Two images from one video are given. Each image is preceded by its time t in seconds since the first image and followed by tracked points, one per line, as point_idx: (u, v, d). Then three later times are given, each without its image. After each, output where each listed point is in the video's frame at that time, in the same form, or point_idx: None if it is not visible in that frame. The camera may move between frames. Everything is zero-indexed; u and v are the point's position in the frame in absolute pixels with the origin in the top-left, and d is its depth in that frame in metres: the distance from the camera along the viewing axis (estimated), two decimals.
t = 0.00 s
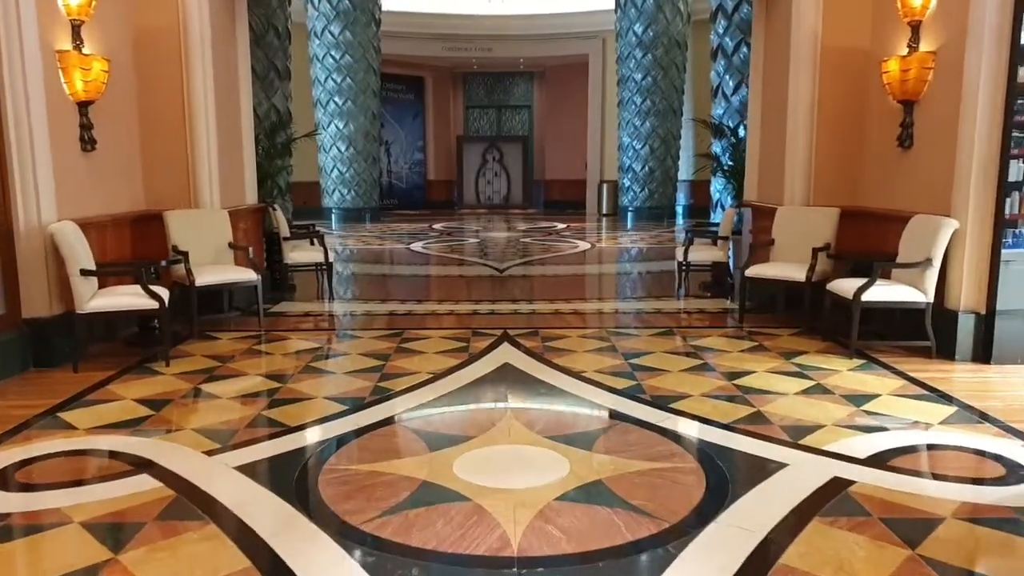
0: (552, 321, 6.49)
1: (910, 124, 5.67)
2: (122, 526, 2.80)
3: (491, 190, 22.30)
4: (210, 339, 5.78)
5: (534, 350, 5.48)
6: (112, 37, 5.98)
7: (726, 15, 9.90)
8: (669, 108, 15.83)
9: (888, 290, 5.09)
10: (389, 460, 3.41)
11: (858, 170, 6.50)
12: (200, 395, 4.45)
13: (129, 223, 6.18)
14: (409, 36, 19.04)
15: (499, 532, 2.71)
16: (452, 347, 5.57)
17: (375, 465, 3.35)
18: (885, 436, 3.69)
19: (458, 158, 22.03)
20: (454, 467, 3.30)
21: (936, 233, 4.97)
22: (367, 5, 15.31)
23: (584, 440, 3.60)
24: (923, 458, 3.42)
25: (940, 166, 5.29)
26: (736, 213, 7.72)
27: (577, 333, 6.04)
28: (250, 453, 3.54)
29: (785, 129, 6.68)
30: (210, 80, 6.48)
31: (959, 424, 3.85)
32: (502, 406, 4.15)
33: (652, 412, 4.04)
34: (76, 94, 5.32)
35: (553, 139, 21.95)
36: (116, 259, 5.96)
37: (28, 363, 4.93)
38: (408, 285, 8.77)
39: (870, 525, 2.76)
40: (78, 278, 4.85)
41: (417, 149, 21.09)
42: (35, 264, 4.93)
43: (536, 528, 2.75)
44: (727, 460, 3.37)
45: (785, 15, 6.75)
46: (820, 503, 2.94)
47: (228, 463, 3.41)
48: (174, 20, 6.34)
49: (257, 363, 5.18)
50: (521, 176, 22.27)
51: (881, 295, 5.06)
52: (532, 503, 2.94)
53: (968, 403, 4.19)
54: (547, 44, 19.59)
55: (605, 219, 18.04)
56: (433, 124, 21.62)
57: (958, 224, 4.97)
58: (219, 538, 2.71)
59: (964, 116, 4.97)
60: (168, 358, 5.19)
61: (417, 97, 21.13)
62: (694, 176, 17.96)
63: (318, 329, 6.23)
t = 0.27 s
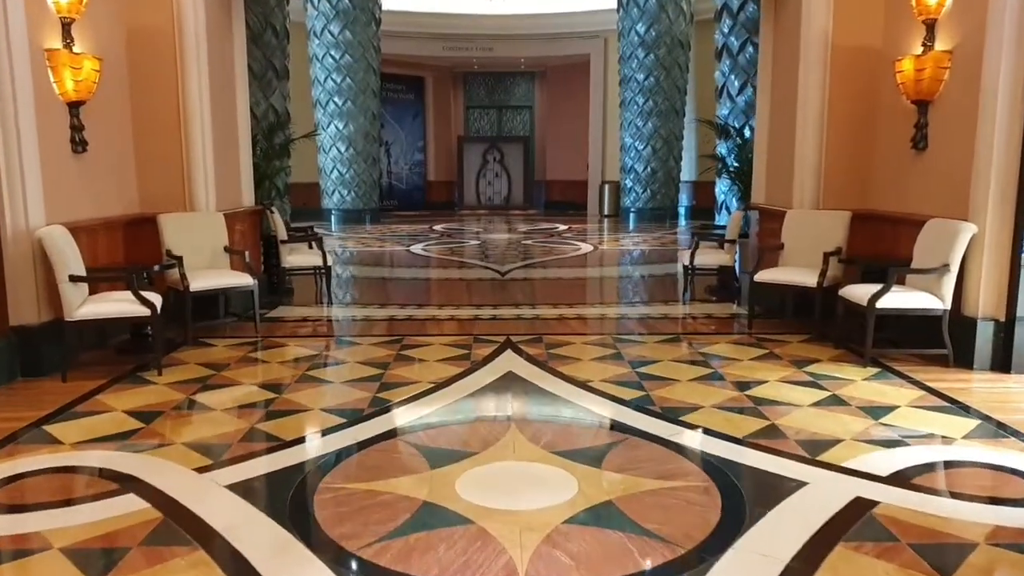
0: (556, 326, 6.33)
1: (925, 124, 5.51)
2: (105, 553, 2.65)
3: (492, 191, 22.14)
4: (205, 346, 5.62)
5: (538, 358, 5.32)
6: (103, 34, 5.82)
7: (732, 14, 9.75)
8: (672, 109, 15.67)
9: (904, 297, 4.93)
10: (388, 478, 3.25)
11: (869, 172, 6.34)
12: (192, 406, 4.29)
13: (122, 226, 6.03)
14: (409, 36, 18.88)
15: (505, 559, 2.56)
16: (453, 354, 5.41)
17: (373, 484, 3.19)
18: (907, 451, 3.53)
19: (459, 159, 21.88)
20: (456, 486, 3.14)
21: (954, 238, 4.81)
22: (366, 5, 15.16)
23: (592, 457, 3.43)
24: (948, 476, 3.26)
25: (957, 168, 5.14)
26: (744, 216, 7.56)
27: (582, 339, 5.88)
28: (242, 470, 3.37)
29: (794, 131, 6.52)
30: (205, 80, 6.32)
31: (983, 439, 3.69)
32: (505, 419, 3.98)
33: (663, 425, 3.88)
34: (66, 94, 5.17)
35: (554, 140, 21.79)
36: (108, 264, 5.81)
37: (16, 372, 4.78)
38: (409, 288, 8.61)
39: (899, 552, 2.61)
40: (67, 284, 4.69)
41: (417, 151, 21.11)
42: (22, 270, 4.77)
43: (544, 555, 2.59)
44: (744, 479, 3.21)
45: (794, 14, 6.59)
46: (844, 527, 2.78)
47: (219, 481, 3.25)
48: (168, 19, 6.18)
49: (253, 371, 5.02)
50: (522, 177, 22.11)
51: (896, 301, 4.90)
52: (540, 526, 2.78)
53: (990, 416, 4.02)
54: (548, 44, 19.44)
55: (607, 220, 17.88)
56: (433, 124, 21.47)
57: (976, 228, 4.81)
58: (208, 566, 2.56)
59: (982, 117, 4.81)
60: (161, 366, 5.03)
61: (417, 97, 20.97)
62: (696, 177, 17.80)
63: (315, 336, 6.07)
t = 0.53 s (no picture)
0: (557, 330, 6.19)
1: (937, 122, 5.37)
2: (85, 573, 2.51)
3: (492, 191, 22.00)
4: (198, 351, 5.48)
5: (540, 362, 5.18)
6: (93, 31, 5.68)
7: (735, 11, 9.61)
8: (673, 108, 15.53)
9: (917, 299, 4.78)
10: (384, 491, 3.11)
11: (878, 171, 6.20)
12: (183, 414, 4.14)
13: (113, 227, 5.89)
14: (408, 35, 18.74)
15: None
16: (453, 359, 5.26)
17: (369, 498, 3.04)
18: (926, 461, 3.39)
19: (458, 159, 21.74)
20: (456, 500, 3.00)
21: (969, 239, 4.67)
22: (365, 3, 15.02)
23: (598, 468, 3.29)
24: (971, 488, 3.12)
25: (971, 167, 4.99)
26: (749, 216, 7.42)
27: (584, 343, 5.73)
28: (233, 483, 3.23)
29: (801, 129, 6.38)
30: (198, 78, 6.18)
31: (1004, 448, 3.55)
32: (507, 427, 3.83)
33: (670, 434, 3.74)
34: (53, 91, 5.04)
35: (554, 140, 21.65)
36: (99, 266, 5.67)
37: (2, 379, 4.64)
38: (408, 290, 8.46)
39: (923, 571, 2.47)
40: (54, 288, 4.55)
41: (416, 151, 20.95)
42: (8, 273, 4.63)
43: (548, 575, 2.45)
44: (757, 492, 3.07)
45: (800, 10, 6.44)
46: (864, 544, 2.64)
47: (208, 495, 3.11)
48: (160, 15, 6.04)
49: (247, 377, 4.88)
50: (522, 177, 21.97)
51: (909, 304, 4.75)
52: (544, 544, 2.64)
53: (1010, 424, 3.87)
54: (548, 43, 19.30)
55: (608, 220, 17.73)
56: (432, 124, 21.32)
57: (992, 228, 4.67)
58: None
59: (998, 113, 4.67)
60: (153, 372, 4.89)
61: (416, 96, 20.82)
62: (697, 177, 17.66)
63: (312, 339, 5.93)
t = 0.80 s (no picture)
0: (559, 332, 6.04)
1: (950, 118, 5.22)
2: None
3: (492, 191, 21.86)
4: (190, 354, 5.32)
5: (541, 365, 5.03)
6: (82, 25, 5.52)
7: (738, 7, 9.46)
8: (674, 106, 15.38)
9: (931, 301, 4.63)
10: (379, 504, 2.96)
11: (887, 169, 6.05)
12: (171, 420, 3.99)
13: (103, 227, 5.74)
14: (408, 33, 18.59)
15: None
16: (452, 362, 5.11)
17: (363, 512, 2.89)
18: (946, 471, 3.24)
19: (458, 158, 21.60)
20: (454, 514, 2.85)
21: (985, 238, 4.52)
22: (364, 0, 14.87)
23: (603, 479, 3.14)
24: (994, 501, 2.97)
25: (986, 164, 4.84)
26: (755, 215, 7.28)
27: (587, 346, 5.58)
28: (220, 495, 3.08)
29: (808, 127, 6.22)
30: (191, 74, 6.02)
31: None
32: (508, 435, 3.68)
33: (678, 442, 3.58)
34: (40, 87, 4.89)
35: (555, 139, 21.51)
36: (88, 266, 5.52)
37: None
38: (407, 291, 8.32)
39: None
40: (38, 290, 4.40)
41: (416, 149, 20.68)
42: None
43: None
44: (770, 505, 2.92)
45: (807, 4, 6.29)
46: (886, 562, 2.49)
47: (194, 508, 2.96)
48: (151, 9, 5.89)
49: (239, 381, 4.73)
50: (522, 177, 21.83)
51: (922, 306, 4.60)
52: (549, 562, 2.49)
53: None
54: (549, 41, 19.15)
55: (609, 219, 17.58)
56: (432, 123, 21.16)
57: (1009, 227, 4.52)
58: None
59: (1015, 109, 4.52)
60: (141, 376, 4.73)
61: (416, 95, 20.67)
62: (699, 176, 17.50)
63: (307, 341, 5.78)
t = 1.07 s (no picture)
0: (559, 337, 5.88)
1: (963, 117, 5.07)
2: None
3: (491, 191, 21.72)
4: (180, 361, 5.16)
5: (541, 373, 4.87)
6: (69, 22, 5.36)
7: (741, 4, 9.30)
8: (675, 106, 15.21)
9: (944, 307, 4.47)
10: (371, 526, 2.80)
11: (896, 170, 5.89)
12: (156, 432, 3.84)
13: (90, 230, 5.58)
14: (406, 32, 18.43)
15: None
16: (449, 370, 4.95)
17: (352, 535, 2.73)
18: (967, 488, 3.08)
19: (457, 158, 21.45)
20: (449, 537, 2.69)
21: (1002, 242, 4.37)
22: None
23: (607, 498, 2.98)
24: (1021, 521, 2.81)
25: (1001, 165, 4.69)
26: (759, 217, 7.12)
27: (588, 352, 5.42)
28: (202, 515, 2.92)
29: (815, 127, 6.06)
30: (181, 73, 5.86)
31: None
32: (508, 449, 3.52)
33: (685, 457, 3.42)
34: (23, 86, 4.72)
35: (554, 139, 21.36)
36: (74, 271, 5.36)
37: None
38: (405, 294, 8.16)
39: None
40: (18, 296, 4.24)
41: (415, 149, 20.54)
42: None
43: None
44: (784, 527, 2.77)
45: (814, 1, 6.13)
46: None
47: (176, 530, 2.80)
48: (140, 6, 5.72)
49: (229, 390, 4.57)
50: (522, 177, 21.69)
51: (936, 312, 4.44)
52: None
53: None
54: (548, 41, 19.00)
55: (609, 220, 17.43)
56: (431, 123, 20.96)
57: None
58: None
59: None
60: (127, 385, 4.57)
61: (415, 95, 20.48)
62: (700, 176, 17.34)
63: (301, 348, 5.62)
